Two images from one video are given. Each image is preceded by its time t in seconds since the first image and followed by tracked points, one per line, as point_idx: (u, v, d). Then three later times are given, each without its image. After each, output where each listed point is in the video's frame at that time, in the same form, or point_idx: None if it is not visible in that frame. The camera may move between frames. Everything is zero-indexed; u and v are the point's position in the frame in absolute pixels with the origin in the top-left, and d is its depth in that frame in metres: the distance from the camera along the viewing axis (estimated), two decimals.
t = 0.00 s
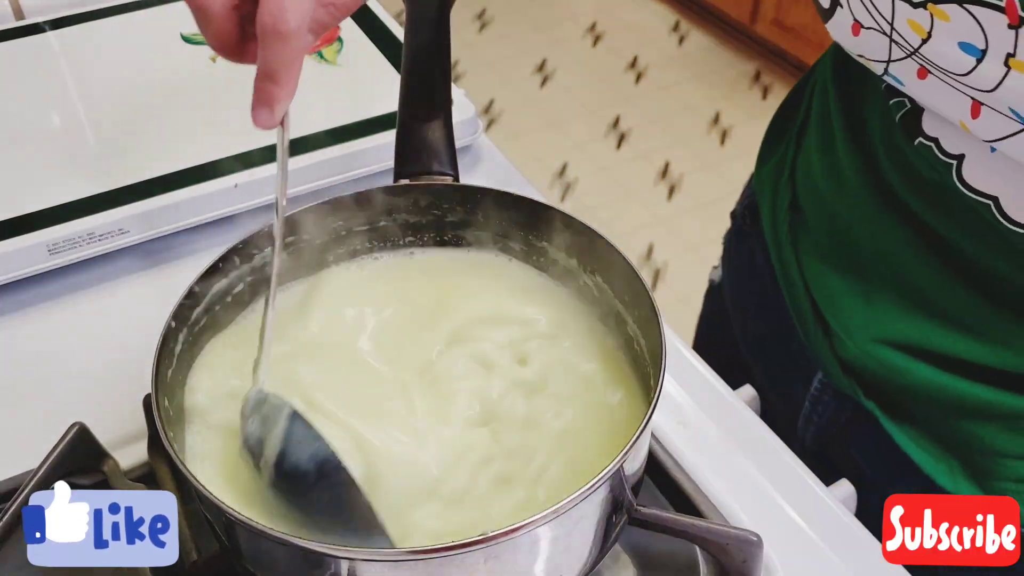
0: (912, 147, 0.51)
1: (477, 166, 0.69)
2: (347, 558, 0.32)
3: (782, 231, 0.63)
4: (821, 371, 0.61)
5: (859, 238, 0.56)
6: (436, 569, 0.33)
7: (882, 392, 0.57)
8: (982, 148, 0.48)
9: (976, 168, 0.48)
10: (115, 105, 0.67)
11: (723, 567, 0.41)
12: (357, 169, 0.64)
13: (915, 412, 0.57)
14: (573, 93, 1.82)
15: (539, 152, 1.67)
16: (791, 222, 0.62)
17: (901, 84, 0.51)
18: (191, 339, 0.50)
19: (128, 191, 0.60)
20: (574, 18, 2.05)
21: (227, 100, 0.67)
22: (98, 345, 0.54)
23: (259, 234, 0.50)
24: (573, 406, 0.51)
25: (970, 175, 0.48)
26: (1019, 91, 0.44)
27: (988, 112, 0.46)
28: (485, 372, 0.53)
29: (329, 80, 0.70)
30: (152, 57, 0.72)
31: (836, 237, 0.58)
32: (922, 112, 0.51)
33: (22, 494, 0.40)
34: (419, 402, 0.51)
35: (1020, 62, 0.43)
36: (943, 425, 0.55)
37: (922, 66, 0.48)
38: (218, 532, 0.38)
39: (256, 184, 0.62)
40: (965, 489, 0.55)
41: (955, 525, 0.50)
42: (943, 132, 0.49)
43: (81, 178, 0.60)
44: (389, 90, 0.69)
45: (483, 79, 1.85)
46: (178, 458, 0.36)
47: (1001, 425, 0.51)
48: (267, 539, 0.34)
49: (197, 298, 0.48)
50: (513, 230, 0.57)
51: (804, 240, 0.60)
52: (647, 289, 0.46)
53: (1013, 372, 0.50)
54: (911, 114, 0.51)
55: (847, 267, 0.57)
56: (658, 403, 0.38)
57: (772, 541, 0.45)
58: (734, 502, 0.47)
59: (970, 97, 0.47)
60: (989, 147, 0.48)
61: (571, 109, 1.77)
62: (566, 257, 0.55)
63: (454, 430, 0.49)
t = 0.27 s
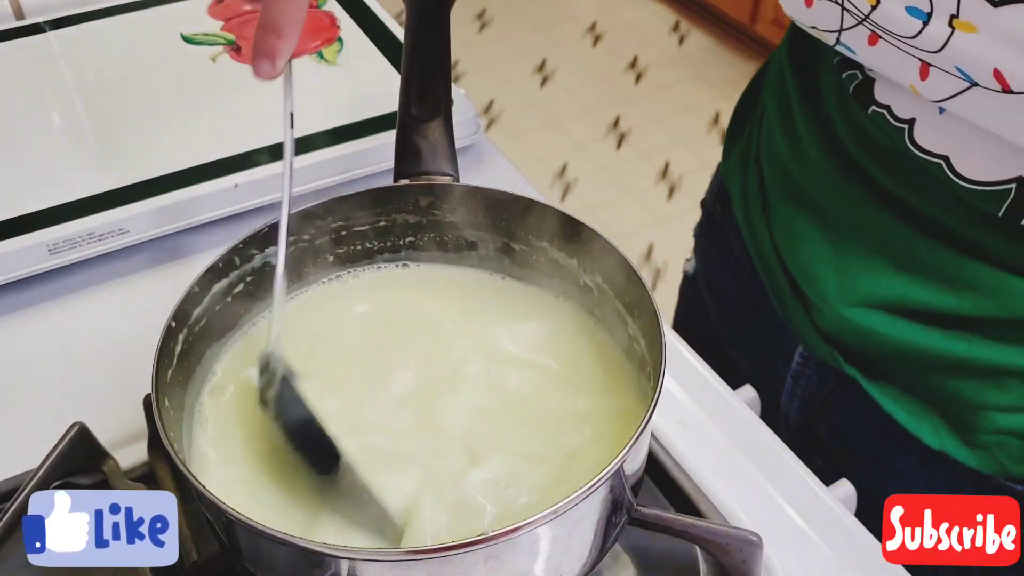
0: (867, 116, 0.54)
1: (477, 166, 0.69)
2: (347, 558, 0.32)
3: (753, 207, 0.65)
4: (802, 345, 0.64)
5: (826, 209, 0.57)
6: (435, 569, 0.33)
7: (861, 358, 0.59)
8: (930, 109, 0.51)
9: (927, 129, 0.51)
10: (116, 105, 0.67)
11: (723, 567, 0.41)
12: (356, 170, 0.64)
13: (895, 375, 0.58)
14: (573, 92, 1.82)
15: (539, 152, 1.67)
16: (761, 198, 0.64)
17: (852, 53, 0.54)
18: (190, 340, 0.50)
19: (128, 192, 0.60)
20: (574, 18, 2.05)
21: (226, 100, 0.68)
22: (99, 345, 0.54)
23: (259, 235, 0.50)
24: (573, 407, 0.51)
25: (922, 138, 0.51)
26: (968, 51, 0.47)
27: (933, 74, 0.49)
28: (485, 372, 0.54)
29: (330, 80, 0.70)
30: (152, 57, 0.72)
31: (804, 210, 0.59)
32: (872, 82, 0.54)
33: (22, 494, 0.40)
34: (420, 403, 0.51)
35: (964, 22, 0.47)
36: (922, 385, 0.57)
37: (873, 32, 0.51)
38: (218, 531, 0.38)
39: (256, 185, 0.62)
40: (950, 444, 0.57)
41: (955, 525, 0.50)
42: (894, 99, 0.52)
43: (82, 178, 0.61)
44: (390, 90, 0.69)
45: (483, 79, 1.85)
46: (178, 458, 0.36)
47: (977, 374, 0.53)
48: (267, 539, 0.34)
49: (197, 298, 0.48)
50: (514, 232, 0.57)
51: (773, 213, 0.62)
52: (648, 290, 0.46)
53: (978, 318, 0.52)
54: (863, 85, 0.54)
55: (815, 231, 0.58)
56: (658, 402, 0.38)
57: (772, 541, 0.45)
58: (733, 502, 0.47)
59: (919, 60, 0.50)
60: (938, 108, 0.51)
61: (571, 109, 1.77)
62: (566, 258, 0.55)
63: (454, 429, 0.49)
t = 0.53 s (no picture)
0: (846, 92, 0.53)
1: (477, 165, 0.69)
2: (347, 558, 0.32)
3: (749, 192, 0.66)
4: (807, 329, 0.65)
5: (819, 186, 0.58)
6: (436, 569, 0.33)
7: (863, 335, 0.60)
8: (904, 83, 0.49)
9: (904, 100, 0.50)
10: (116, 105, 0.67)
11: (723, 567, 0.41)
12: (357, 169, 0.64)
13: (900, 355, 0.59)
14: (573, 92, 1.82)
15: (539, 151, 1.67)
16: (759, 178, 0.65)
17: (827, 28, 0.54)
18: (189, 340, 0.49)
19: (128, 192, 0.60)
20: (574, 18, 2.05)
21: (226, 100, 0.68)
22: (99, 344, 0.54)
23: (259, 235, 0.50)
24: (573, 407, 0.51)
25: (899, 109, 0.50)
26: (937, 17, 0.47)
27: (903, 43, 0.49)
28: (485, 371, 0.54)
29: (330, 80, 0.70)
30: (153, 56, 0.72)
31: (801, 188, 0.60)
32: (847, 59, 0.53)
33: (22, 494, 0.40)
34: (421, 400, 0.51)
35: None
36: (924, 359, 0.57)
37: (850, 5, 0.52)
38: (218, 531, 0.38)
39: (256, 184, 0.62)
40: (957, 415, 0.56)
41: (956, 526, 0.49)
42: (870, 74, 0.51)
43: (82, 178, 0.60)
44: (390, 90, 0.69)
45: (483, 79, 1.85)
46: (177, 458, 0.36)
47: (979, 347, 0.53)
48: (266, 539, 0.34)
49: (197, 297, 0.47)
50: (514, 230, 0.57)
51: (771, 193, 0.63)
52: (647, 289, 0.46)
53: (975, 286, 0.52)
54: (839, 64, 0.54)
55: (810, 219, 0.60)
56: (658, 403, 0.38)
57: (772, 540, 0.45)
58: (733, 503, 0.47)
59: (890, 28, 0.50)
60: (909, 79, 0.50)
61: (571, 108, 1.77)
62: (566, 255, 0.55)
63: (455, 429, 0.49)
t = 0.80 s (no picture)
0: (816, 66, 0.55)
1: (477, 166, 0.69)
2: (347, 558, 0.32)
3: (729, 173, 0.66)
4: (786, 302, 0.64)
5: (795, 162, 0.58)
6: (436, 569, 0.33)
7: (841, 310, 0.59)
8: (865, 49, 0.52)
9: (866, 66, 0.52)
10: (116, 105, 0.67)
11: (722, 567, 0.41)
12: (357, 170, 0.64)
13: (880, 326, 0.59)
14: (572, 92, 1.82)
15: (539, 152, 1.67)
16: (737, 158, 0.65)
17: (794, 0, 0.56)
18: (189, 340, 0.49)
19: (128, 192, 0.60)
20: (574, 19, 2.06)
21: (227, 100, 0.68)
22: (99, 344, 0.54)
23: (259, 234, 0.50)
24: (573, 407, 0.51)
25: (864, 75, 0.52)
26: None
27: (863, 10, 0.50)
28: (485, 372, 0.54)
29: (330, 80, 0.70)
30: (153, 56, 0.72)
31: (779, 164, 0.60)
32: (813, 33, 0.55)
33: (22, 494, 0.40)
34: (423, 401, 0.51)
35: None
36: (903, 331, 0.57)
37: None
38: (218, 531, 0.38)
39: (256, 184, 0.62)
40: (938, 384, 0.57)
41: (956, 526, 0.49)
42: (834, 44, 0.53)
43: (82, 178, 0.61)
44: (391, 90, 0.69)
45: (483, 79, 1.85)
46: (177, 458, 0.36)
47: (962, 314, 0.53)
48: (266, 539, 0.34)
49: (196, 298, 0.47)
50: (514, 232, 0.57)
51: (750, 172, 0.63)
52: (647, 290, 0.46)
53: (957, 253, 0.52)
54: (807, 39, 0.55)
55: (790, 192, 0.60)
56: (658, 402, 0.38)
57: (770, 538, 0.45)
58: (733, 502, 0.47)
59: None
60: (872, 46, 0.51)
61: (571, 109, 1.77)
62: (565, 257, 0.55)
63: (455, 429, 0.49)
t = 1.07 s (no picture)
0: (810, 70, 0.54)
1: (477, 166, 0.69)
2: (348, 558, 0.32)
3: (722, 175, 0.66)
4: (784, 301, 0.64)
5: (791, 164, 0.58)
6: (436, 569, 0.33)
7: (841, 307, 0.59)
8: (865, 54, 0.50)
9: (864, 71, 0.51)
10: (116, 104, 0.67)
11: (722, 567, 0.41)
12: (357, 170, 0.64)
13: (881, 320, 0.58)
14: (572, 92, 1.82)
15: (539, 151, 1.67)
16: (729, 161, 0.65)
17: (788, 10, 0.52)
18: (190, 340, 0.50)
19: (128, 192, 0.60)
20: (574, 19, 2.06)
21: (227, 100, 0.68)
22: (99, 344, 0.54)
23: (259, 234, 0.50)
24: (572, 408, 0.51)
25: (863, 80, 0.51)
26: None
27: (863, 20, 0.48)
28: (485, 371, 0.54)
29: (330, 80, 0.70)
30: (153, 56, 0.72)
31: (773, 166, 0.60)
32: (807, 39, 0.54)
33: (22, 494, 0.40)
34: (423, 400, 0.51)
35: None
36: (905, 326, 0.57)
37: None
38: (218, 531, 0.38)
39: (256, 184, 0.62)
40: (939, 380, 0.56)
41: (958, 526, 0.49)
42: (831, 50, 0.52)
43: (82, 178, 0.61)
44: (391, 89, 0.69)
45: (483, 79, 1.85)
46: (177, 458, 0.36)
47: (964, 306, 0.53)
48: (266, 539, 0.34)
49: (197, 298, 0.47)
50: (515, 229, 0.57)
51: (743, 173, 0.63)
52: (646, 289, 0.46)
53: (959, 246, 0.52)
54: (800, 45, 0.54)
55: (785, 192, 0.59)
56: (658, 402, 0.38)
57: (769, 535, 0.45)
58: (732, 501, 0.47)
59: (848, 8, 0.48)
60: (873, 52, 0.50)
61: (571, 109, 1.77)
62: (564, 256, 0.55)
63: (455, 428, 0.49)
